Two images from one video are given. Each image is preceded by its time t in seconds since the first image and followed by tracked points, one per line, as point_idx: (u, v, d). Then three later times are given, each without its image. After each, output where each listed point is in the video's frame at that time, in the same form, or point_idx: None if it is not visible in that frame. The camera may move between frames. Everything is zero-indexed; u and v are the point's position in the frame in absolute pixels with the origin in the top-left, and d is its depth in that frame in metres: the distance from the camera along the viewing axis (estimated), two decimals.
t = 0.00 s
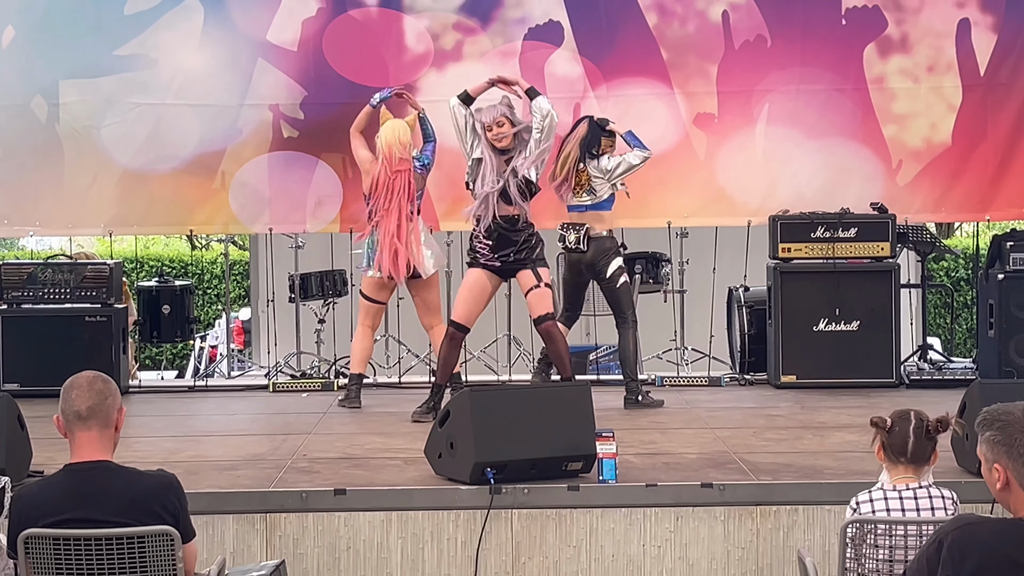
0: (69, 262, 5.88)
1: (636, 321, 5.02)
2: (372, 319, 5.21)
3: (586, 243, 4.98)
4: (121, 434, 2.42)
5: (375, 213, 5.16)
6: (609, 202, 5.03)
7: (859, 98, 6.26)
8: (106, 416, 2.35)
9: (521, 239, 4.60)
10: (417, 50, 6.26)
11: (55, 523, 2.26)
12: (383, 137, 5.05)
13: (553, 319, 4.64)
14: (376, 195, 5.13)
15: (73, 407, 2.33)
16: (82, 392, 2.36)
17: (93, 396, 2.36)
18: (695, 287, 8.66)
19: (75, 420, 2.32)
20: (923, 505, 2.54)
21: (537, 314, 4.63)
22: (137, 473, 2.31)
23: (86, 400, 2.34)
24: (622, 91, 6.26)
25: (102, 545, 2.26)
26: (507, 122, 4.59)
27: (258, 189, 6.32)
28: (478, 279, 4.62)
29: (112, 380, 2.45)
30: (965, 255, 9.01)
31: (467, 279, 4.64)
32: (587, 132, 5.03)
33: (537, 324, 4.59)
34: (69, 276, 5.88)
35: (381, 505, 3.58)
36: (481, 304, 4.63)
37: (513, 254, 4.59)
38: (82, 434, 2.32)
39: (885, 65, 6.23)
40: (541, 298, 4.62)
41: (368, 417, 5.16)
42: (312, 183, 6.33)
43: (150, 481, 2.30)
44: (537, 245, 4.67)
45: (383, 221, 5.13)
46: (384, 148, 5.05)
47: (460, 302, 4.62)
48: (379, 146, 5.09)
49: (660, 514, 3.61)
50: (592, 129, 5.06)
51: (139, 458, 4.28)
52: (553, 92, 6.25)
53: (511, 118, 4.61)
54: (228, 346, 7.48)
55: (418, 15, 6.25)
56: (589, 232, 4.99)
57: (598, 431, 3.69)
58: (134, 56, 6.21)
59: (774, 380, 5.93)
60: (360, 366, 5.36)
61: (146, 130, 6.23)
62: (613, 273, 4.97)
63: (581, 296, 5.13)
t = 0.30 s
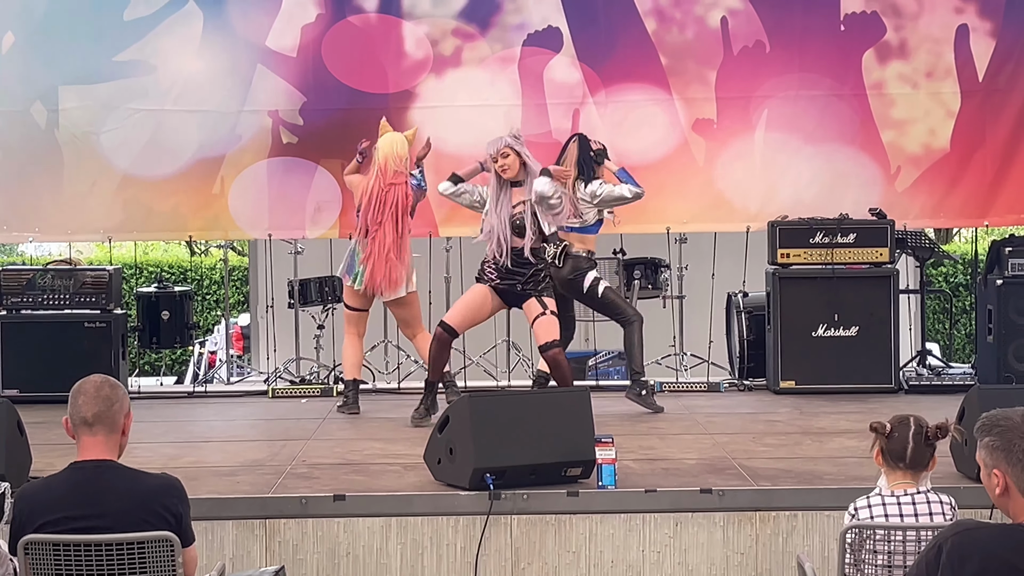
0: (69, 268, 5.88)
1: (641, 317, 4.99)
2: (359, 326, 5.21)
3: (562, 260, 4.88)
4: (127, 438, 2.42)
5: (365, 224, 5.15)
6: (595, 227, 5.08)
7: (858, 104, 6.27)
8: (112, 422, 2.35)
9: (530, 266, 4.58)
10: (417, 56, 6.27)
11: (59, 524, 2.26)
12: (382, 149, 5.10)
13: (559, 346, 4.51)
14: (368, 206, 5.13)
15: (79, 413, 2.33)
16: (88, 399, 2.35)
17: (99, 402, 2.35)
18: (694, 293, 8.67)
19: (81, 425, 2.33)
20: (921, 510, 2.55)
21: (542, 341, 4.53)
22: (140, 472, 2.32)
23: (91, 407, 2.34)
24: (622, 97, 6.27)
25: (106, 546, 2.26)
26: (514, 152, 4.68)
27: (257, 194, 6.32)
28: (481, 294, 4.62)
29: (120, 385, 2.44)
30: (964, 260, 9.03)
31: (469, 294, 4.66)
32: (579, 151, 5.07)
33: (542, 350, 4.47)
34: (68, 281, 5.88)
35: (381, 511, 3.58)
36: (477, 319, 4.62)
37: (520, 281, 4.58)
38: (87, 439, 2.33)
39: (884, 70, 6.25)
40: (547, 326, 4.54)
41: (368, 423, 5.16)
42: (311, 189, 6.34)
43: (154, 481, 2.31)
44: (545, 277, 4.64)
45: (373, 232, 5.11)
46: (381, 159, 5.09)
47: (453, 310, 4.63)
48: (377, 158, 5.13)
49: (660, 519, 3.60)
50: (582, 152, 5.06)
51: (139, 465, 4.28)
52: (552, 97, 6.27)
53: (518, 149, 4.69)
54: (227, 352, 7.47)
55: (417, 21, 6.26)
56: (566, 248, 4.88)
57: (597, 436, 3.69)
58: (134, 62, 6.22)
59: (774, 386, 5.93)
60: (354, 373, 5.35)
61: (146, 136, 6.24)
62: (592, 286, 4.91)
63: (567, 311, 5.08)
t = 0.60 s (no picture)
0: (68, 275, 5.88)
1: (639, 331, 5.05)
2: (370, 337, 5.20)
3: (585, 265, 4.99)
4: (130, 437, 2.42)
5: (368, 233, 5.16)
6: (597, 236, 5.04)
7: (857, 111, 6.29)
8: (113, 425, 2.35)
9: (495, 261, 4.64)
10: (416, 63, 6.28)
11: (56, 522, 2.25)
12: (383, 157, 5.11)
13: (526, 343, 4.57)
14: (371, 214, 5.13)
15: (80, 416, 2.34)
16: (87, 402, 2.35)
17: (99, 406, 2.35)
18: (693, 301, 8.68)
19: (82, 429, 2.34)
20: (919, 518, 2.54)
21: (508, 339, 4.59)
22: (139, 470, 2.31)
23: (91, 411, 2.34)
24: (621, 104, 6.28)
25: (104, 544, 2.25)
26: (504, 156, 4.62)
27: (255, 202, 6.33)
28: (448, 291, 4.65)
29: (120, 384, 2.44)
30: (963, 267, 9.04)
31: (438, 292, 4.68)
32: (573, 164, 5.03)
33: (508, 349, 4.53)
34: (67, 289, 5.88)
35: (379, 518, 3.58)
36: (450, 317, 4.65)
37: (485, 273, 4.62)
38: (90, 443, 2.33)
39: (882, 78, 6.26)
40: (510, 324, 4.60)
41: (367, 430, 5.16)
42: (310, 197, 6.34)
43: (153, 480, 2.30)
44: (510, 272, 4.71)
45: (375, 240, 5.12)
46: (382, 168, 5.11)
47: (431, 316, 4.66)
48: (378, 167, 5.14)
49: (659, 526, 3.60)
50: (576, 163, 5.02)
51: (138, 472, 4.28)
52: (551, 105, 6.28)
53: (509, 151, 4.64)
54: (226, 359, 7.46)
55: (416, 29, 6.27)
56: (582, 254, 5.01)
57: (596, 443, 3.69)
58: (133, 70, 6.23)
59: (772, 393, 5.93)
60: (358, 380, 5.35)
61: (145, 143, 6.24)
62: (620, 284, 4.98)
63: (592, 321, 5.09)
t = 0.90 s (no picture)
0: (69, 284, 5.88)
1: (630, 341, 5.00)
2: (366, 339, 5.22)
3: (576, 266, 5.00)
4: (135, 434, 2.44)
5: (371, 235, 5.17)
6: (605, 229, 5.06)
7: (856, 119, 6.30)
8: (113, 425, 2.37)
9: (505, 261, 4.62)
10: (416, 71, 6.30)
11: (50, 509, 2.28)
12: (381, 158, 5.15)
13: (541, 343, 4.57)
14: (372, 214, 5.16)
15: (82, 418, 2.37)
16: (89, 403, 2.37)
17: (100, 407, 2.37)
18: (693, 308, 8.69)
19: (85, 430, 2.37)
20: (918, 525, 2.54)
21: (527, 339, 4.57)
22: (132, 463, 2.33)
23: (92, 412, 2.36)
24: (621, 112, 6.29)
25: (96, 533, 2.27)
26: (501, 154, 4.65)
27: (255, 210, 6.34)
28: (470, 303, 4.65)
29: (125, 384, 2.45)
30: (963, 275, 9.05)
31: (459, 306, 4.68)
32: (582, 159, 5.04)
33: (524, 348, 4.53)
34: (68, 298, 5.89)
35: (380, 526, 3.58)
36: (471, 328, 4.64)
37: (501, 278, 4.61)
38: (91, 444, 2.36)
39: (882, 86, 6.27)
40: (530, 323, 4.56)
41: (367, 438, 5.16)
42: (311, 205, 6.36)
43: (146, 472, 2.32)
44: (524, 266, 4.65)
45: (380, 241, 5.14)
46: (381, 168, 5.12)
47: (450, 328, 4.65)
48: (377, 168, 5.16)
49: (660, 534, 3.60)
50: (584, 155, 5.05)
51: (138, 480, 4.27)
52: (551, 113, 6.29)
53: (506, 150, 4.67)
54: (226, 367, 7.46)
55: (416, 37, 6.28)
56: (582, 254, 5.01)
57: (596, 451, 3.69)
58: (133, 78, 6.24)
59: (773, 401, 5.94)
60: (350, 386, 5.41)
61: (146, 151, 6.26)
62: (601, 297, 4.98)
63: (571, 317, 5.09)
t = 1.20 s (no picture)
0: (71, 293, 5.90)
1: (651, 340, 4.99)
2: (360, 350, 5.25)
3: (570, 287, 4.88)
4: (155, 436, 2.51)
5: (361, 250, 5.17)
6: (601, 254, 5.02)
7: (858, 126, 6.31)
8: (130, 429, 2.44)
9: (516, 297, 4.62)
10: (417, 80, 6.31)
11: (48, 500, 2.36)
12: (380, 172, 5.19)
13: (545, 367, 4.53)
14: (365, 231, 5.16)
15: (101, 420, 2.45)
16: (108, 406, 2.45)
17: (118, 410, 2.44)
18: (695, 316, 8.69)
19: (104, 431, 2.45)
20: (920, 533, 2.54)
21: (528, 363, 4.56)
22: (134, 466, 2.40)
23: (110, 415, 2.44)
24: (623, 120, 6.31)
25: (82, 526, 2.32)
26: (500, 180, 4.60)
27: (257, 220, 6.35)
28: (463, 315, 4.68)
29: (147, 388, 2.51)
30: (965, 282, 9.06)
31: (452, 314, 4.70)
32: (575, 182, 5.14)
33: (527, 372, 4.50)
34: (71, 306, 5.90)
35: (382, 534, 3.58)
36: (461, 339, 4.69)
37: (505, 309, 4.62)
38: (107, 444, 2.44)
39: (884, 93, 6.28)
40: (531, 347, 4.57)
41: (369, 446, 5.16)
42: (313, 214, 6.37)
43: (142, 474, 2.37)
44: (530, 301, 4.68)
45: (370, 257, 5.14)
46: (380, 183, 5.18)
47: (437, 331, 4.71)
48: (376, 182, 5.21)
49: (663, 542, 3.60)
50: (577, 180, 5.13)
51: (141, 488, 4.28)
52: (553, 121, 6.30)
53: (506, 176, 4.62)
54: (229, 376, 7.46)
55: (418, 46, 6.30)
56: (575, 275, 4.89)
57: (598, 459, 3.68)
58: (135, 87, 6.26)
59: (775, 408, 5.94)
60: (350, 396, 5.43)
61: (148, 160, 6.27)
62: (600, 310, 4.91)
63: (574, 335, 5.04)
